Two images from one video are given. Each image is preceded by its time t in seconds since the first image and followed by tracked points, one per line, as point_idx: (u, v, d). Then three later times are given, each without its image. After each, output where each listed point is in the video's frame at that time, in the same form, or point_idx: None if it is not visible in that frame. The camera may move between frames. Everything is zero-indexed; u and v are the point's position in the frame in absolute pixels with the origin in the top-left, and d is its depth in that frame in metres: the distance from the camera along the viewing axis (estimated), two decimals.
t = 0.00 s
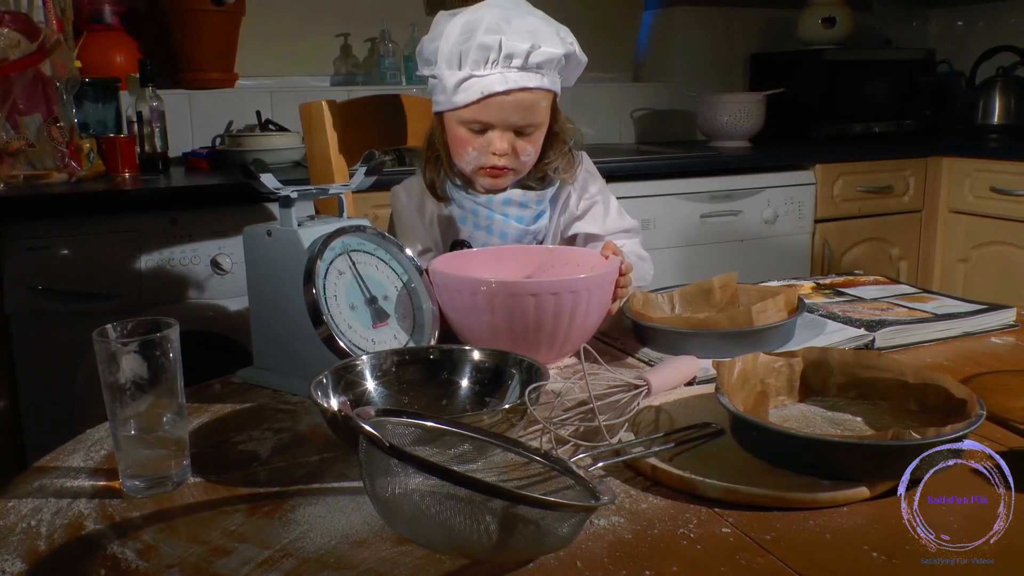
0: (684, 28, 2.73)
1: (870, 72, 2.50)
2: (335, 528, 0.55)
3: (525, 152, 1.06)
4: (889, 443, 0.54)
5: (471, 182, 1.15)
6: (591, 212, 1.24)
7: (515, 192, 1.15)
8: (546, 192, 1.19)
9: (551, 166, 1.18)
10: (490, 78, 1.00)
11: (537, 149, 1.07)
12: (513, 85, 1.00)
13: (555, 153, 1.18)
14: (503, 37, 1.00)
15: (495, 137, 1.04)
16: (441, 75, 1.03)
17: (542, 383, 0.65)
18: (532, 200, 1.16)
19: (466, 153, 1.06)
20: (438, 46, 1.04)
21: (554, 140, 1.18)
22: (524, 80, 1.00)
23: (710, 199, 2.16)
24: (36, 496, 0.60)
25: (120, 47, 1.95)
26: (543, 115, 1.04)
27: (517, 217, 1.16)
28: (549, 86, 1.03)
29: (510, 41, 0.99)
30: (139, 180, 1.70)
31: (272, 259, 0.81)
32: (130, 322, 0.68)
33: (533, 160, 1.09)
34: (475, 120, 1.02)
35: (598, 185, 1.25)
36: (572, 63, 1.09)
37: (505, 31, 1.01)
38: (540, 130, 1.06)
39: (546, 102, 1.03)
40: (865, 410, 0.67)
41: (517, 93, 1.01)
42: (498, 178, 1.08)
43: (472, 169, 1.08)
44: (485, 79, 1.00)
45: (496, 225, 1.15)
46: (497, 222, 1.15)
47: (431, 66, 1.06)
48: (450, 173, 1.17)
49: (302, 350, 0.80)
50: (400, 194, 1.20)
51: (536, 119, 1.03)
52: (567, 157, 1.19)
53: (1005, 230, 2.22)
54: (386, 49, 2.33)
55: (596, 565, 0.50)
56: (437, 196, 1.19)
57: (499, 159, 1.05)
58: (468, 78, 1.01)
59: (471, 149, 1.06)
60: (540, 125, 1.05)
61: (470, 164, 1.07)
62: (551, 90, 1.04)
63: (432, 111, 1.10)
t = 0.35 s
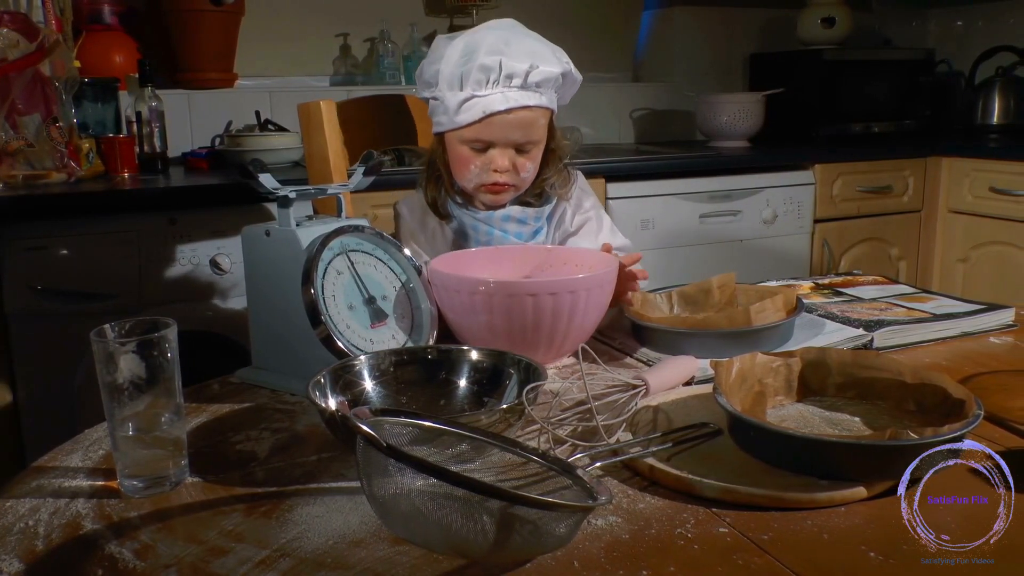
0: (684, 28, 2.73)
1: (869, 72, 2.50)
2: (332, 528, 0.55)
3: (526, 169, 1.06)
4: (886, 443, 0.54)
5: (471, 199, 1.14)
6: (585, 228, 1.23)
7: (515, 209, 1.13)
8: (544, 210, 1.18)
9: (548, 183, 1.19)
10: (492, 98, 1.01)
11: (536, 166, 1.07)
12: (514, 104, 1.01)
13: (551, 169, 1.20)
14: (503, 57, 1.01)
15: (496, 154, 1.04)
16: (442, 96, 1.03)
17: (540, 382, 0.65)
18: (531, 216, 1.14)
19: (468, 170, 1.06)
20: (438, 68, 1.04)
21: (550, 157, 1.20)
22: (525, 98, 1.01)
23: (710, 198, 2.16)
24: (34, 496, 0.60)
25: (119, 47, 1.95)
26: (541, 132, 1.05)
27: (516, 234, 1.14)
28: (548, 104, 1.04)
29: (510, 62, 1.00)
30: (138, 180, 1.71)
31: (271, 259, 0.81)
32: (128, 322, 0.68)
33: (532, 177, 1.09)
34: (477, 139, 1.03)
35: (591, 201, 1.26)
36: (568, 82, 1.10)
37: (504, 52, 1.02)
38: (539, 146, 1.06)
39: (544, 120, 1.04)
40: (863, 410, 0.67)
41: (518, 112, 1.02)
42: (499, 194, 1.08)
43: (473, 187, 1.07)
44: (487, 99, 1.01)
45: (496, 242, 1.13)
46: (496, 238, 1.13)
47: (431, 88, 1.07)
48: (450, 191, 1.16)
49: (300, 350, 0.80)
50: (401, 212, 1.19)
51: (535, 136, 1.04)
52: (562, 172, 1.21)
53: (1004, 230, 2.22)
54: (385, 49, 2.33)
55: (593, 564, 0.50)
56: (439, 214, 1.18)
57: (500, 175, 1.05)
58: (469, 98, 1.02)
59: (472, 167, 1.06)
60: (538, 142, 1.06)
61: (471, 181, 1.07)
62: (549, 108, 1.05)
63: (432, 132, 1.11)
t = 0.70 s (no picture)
0: (683, 28, 2.72)
1: (869, 72, 2.50)
2: (330, 529, 0.55)
3: (544, 173, 1.11)
4: (884, 443, 0.54)
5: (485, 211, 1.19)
6: (593, 240, 1.26)
7: (525, 219, 1.20)
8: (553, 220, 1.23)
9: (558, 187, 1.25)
10: (512, 107, 1.06)
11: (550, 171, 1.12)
12: (533, 111, 1.06)
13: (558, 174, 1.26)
14: (518, 69, 1.06)
15: (517, 163, 1.09)
16: (462, 112, 1.07)
17: (538, 382, 0.65)
18: (541, 226, 1.21)
19: (492, 180, 1.10)
20: (453, 87, 1.08)
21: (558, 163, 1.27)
22: (542, 105, 1.07)
23: (709, 198, 2.16)
24: (32, 496, 0.60)
25: (118, 47, 1.95)
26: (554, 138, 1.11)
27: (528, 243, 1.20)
28: (560, 110, 1.10)
29: (526, 72, 1.06)
30: (137, 180, 1.71)
31: (269, 259, 0.81)
32: (126, 322, 0.68)
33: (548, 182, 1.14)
34: (500, 150, 1.07)
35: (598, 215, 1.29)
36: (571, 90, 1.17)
37: (518, 64, 1.07)
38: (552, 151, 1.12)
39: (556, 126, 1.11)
40: (861, 410, 0.67)
41: (536, 119, 1.07)
42: (521, 202, 1.12)
43: (497, 197, 1.11)
44: (507, 110, 1.06)
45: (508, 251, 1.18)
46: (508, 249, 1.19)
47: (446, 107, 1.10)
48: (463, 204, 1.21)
49: (299, 350, 0.80)
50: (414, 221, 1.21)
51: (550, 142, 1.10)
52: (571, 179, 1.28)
53: (1003, 230, 2.22)
54: (385, 49, 2.33)
55: (590, 564, 0.50)
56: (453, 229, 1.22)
57: (521, 182, 1.09)
58: (491, 111, 1.06)
59: (495, 177, 1.10)
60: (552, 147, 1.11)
61: (494, 192, 1.11)
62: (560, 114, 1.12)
63: (446, 150, 1.15)
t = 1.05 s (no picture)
0: (683, 28, 2.72)
1: (869, 72, 2.50)
2: (327, 529, 0.55)
3: (556, 170, 1.15)
4: (882, 443, 0.54)
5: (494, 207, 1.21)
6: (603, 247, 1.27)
7: (536, 214, 1.20)
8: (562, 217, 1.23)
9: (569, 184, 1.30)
10: (526, 106, 1.10)
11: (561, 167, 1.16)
12: (547, 108, 1.10)
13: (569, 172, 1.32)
14: (530, 69, 1.10)
15: (531, 160, 1.13)
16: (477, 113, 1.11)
17: (536, 383, 0.65)
18: (551, 223, 1.21)
19: (507, 178, 1.13)
20: (467, 89, 1.12)
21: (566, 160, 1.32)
22: (555, 102, 1.11)
23: (709, 198, 2.16)
24: (30, 496, 0.60)
25: (117, 47, 1.95)
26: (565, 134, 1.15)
27: (536, 238, 1.20)
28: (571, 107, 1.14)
29: (539, 72, 1.10)
30: (137, 180, 1.71)
31: (267, 259, 0.81)
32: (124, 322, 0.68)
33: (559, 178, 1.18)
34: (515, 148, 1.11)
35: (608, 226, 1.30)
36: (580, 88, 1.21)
37: (530, 64, 1.11)
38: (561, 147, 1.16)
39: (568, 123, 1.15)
40: (859, 410, 0.67)
41: (549, 117, 1.11)
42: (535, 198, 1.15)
43: (512, 194, 1.14)
44: (522, 108, 1.10)
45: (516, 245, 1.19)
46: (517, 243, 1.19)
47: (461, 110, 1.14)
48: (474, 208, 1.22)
49: (297, 350, 0.80)
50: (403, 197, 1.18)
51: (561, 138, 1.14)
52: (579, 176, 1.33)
53: (1003, 230, 2.22)
54: (384, 49, 2.32)
55: (588, 564, 0.50)
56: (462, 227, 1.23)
57: (535, 178, 1.13)
58: (505, 110, 1.10)
59: (510, 175, 1.14)
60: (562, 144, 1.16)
61: (510, 190, 1.14)
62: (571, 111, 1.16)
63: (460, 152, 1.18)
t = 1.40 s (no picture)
0: (682, 27, 2.72)
1: (868, 72, 2.50)
2: (325, 529, 0.55)
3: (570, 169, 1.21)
4: (879, 444, 0.54)
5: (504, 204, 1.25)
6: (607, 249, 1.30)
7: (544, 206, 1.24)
8: (570, 211, 1.29)
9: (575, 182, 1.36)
10: (543, 113, 1.13)
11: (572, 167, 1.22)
12: (561, 111, 1.15)
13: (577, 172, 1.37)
14: (541, 75, 1.13)
15: (549, 163, 1.18)
16: (496, 126, 1.13)
17: (533, 383, 0.65)
18: (557, 216, 1.25)
19: (527, 182, 1.18)
20: (481, 103, 1.13)
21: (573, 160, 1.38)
22: (566, 104, 1.15)
23: (708, 198, 2.17)
24: (28, 496, 0.60)
25: (117, 47, 1.95)
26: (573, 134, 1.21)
27: (542, 228, 1.23)
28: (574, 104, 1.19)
29: (550, 78, 1.13)
30: (136, 180, 1.71)
31: (266, 259, 0.81)
32: (122, 322, 0.68)
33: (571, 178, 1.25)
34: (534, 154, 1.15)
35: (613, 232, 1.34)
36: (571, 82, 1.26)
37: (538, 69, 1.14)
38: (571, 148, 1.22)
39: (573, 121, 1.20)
40: (857, 410, 0.67)
41: (563, 119, 1.16)
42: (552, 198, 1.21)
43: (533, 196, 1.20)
44: (539, 116, 1.13)
45: (521, 232, 1.22)
46: (523, 230, 1.23)
47: (474, 123, 1.15)
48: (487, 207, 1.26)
49: (295, 350, 0.80)
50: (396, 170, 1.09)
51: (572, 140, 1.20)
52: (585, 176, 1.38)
53: (1002, 230, 2.22)
54: (384, 49, 2.32)
55: (585, 564, 0.50)
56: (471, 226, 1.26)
57: (553, 180, 1.19)
58: (523, 119, 1.13)
59: (529, 180, 1.19)
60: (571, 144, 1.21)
61: (530, 192, 1.19)
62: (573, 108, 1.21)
63: (471, 161, 1.20)
